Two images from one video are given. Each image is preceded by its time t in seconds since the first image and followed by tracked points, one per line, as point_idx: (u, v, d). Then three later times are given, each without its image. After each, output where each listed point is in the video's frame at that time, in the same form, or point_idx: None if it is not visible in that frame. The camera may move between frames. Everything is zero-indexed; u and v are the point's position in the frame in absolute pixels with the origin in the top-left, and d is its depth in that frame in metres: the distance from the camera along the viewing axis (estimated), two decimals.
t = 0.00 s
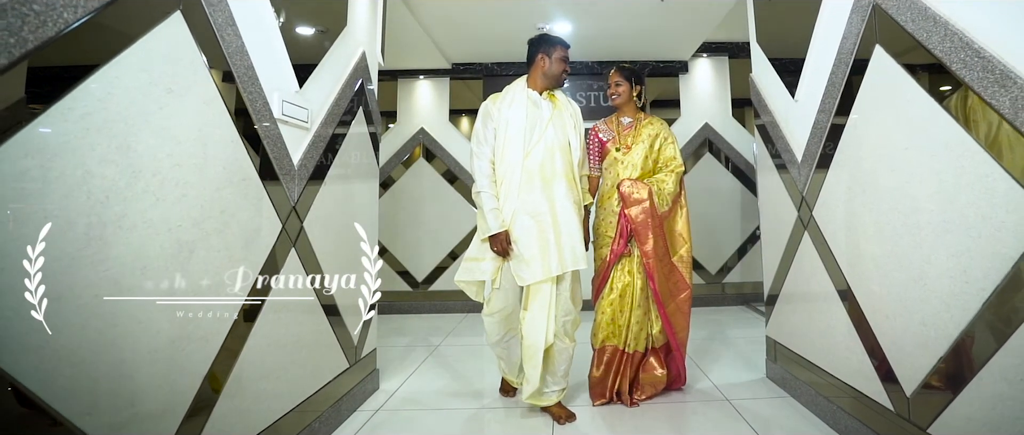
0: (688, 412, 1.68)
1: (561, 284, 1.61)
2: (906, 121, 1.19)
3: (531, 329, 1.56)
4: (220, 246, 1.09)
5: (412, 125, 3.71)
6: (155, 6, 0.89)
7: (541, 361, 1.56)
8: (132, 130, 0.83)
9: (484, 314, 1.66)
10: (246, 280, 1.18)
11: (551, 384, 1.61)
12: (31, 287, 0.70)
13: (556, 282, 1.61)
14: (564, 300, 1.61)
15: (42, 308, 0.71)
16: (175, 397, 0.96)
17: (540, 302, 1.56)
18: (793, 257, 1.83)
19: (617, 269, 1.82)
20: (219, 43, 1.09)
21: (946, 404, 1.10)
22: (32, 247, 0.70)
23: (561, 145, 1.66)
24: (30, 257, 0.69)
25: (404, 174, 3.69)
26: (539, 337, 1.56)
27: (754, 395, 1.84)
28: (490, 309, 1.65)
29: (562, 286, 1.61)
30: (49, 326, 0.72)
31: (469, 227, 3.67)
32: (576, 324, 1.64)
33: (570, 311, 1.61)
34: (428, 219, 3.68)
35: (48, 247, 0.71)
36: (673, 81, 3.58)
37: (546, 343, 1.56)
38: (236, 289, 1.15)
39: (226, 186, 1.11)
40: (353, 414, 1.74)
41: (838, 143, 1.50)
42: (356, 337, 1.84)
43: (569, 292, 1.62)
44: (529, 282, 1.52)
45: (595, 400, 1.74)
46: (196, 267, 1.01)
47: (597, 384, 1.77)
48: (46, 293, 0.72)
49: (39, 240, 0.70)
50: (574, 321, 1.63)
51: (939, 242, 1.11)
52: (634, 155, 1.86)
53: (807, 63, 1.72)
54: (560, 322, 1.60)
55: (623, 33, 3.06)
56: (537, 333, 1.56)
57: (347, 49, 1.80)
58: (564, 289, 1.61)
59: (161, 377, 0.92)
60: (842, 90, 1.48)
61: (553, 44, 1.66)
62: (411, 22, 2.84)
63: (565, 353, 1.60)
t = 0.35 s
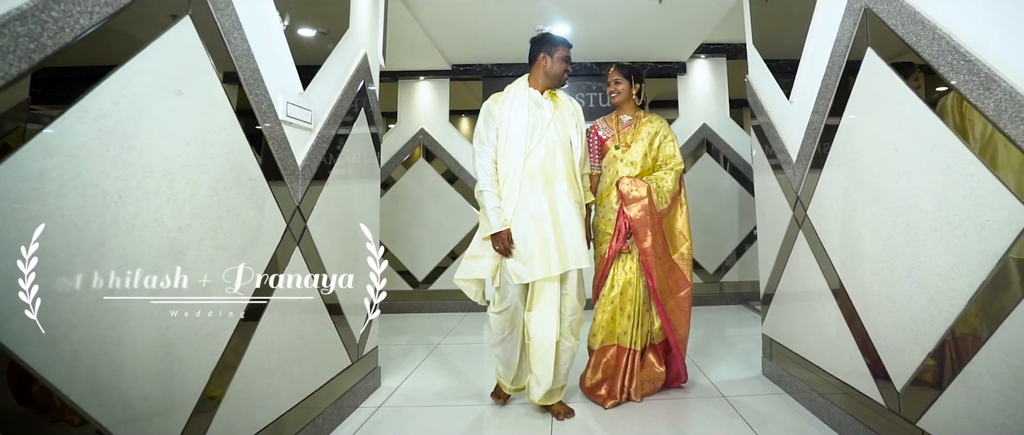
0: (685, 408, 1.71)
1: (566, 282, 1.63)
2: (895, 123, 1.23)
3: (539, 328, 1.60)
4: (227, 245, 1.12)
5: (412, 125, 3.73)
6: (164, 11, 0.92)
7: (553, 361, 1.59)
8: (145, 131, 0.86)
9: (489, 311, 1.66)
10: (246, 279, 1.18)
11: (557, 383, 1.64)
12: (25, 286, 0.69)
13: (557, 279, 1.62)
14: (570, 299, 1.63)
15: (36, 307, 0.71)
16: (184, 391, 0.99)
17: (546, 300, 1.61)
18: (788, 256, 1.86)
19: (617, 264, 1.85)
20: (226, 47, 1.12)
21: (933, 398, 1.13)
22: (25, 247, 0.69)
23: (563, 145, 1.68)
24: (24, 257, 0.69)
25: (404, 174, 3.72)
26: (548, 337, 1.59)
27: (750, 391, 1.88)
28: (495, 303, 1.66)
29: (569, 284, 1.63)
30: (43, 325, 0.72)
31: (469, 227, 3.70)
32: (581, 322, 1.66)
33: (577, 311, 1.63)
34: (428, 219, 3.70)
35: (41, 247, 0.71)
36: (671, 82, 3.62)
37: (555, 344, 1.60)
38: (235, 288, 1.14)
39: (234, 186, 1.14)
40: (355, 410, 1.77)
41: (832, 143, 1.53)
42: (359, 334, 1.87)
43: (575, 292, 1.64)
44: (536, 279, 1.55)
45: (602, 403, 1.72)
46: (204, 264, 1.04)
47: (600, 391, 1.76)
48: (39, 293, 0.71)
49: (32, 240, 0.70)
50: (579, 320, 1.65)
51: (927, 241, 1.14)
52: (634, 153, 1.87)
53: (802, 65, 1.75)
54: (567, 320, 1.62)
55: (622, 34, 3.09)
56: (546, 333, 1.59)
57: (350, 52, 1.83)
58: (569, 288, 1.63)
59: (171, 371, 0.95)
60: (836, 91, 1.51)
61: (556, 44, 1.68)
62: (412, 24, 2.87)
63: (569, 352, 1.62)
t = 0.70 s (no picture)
0: (682, 405, 1.74)
1: (568, 279, 1.66)
2: (887, 124, 1.25)
3: (543, 327, 1.62)
4: (233, 243, 1.14)
5: (413, 126, 3.76)
6: (174, 15, 0.95)
7: (559, 360, 1.62)
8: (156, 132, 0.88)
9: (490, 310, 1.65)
10: (246, 278, 1.18)
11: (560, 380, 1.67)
12: (29, 286, 0.70)
13: (557, 278, 1.63)
14: (572, 299, 1.66)
15: (40, 307, 0.71)
16: (193, 386, 1.02)
17: (547, 299, 1.63)
18: (783, 255, 1.89)
19: (616, 265, 1.85)
20: (233, 50, 1.14)
21: (922, 392, 1.16)
22: (27, 247, 0.69)
23: (563, 145, 1.70)
24: (27, 257, 0.70)
25: (404, 174, 3.74)
26: (552, 335, 1.62)
27: (746, 388, 1.91)
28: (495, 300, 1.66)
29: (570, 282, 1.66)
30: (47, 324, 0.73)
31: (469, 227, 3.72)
32: (582, 320, 1.68)
33: (579, 309, 1.66)
34: (429, 219, 3.73)
35: (43, 248, 0.71)
36: (670, 82, 3.65)
37: (558, 342, 1.62)
38: (235, 288, 1.15)
39: (240, 186, 1.16)
40: (357, 406, 1.80)
41: (825, 143, 1.56)
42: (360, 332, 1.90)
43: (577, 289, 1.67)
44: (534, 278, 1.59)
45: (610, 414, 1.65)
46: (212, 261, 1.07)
47: (604, 403, 1.70)
48: (43, 293, 0.71)
49: (34, 241, 0.70)
50: (581, 318, 1.68)
51: (915, 239, 1.17)
52: (633, 153, 1.89)
53: (796, 66, 1.79)
54: (567, 319, 1.65)
55: (621, 35, 3.12)
56: (551, 332, 1.62)
57: (352, 53, 1.86)
58: (570, 286, 1.66)
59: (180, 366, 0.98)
60: (829, 92, 1.54)
61: (557, 43, 1.71)
62: (413, 26, 2.90)
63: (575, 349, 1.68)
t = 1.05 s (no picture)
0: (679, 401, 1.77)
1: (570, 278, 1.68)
2: (877, 125, 1.29)
3: (546, 329, 1.63)
4: (241, 242, 1.18)
5: (413, 126, 3.79)
6: (185, 21, 0.98)
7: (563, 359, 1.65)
8: (168, 133, 0.92)
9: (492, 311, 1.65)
10: (246, 278, 1.19)
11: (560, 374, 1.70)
12: (32, 285, 0.71)
13: (557, 278, 1.64)
14: (572, 300, 1.69)
15: (41, 306, 0.73)
16: (202, 380, 1.05)
17: (546, 300, 1.64)
18: (778, 254, 1.93)
19: (616, 269, 1.81)
20: (241, 52, 1.18)
21: (910, 385, 1.20)
22: (31, 248, 0.71)
23: (563, 145, 1.74)
24: (31, 257, 0.71)
25: (404, 174, 3.77)
26: (556, 334, 1.64)
27: (742, 384, 1.94)
28: (495, 297, 1.68)
29: (570, 282, 1.68)
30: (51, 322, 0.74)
31: (469, 227, 3.75)
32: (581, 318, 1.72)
33: (580, 308, 1.69)
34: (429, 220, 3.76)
35: (47, 248, 0.73)
36: (669, 83, 3.68)
37: (563, 340, 1.65)
38: (234, 288, 1.15)
39: (246, 185, 1.19)
40: (360, 402, 1.83)
41: (818, 144, 1.59)
42: (363, 329, 1.93)
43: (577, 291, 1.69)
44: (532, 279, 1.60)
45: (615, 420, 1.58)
46: (220, 259, 1.10)
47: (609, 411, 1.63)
48: (47, 291, 0.73)
49: (38, 241, 0.72)
50: (579, 317, 1.70)
51: (902, 237, 1.21)
52: (632, 154, 1.90)
53: (791, 68, 1.82)
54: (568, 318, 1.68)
55: (619, 37, 3.15)
56: (552, 333, 1.64)
57: (355, 55, 1.90)
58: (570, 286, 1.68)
59: (190, 360, 1.01)
60: (822, 93, 1.57)
61: (556, 43, 1.74)
62: (414, 27, 2.93)
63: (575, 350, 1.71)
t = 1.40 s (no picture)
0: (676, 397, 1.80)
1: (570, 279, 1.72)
2: (868, 126, 1.32)
3: (547, 328, 1.66)
4: (248, 240, 1.21)
5: (414, 126, 3.82)
6: (195, 26, 1.01)
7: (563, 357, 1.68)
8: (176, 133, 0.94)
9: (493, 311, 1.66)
10: (245, 278, 1.19)
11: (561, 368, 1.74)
12: (35, 286, 0.72)
13: (556, 280, 1.66)
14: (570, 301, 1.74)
15: (45, 306, 0.73)
16: (210, 374, 1.08)
17: (547, 301, 1.66)
18: (774, 253, 1.96)
19: (616, 268, 1.82)
20: (247, 55, 1.21)
21: (900, 380, 1.23)
22: (33, 249, 0.71)
23: (563, 145, 1.76)
24: (34, 258, 0.71)
25: (405, 174, 3.80)
26: (557, 335, 1.66)
27: (738, 381, 1.97)
28: (495, 296, 1.69)
29: (571, 282, 1.73)
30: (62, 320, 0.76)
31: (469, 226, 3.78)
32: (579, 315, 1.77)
33: (579, 307, 1.76)
34: (429, 220, 3.79)
35: (50, 249, 0.73)
36: (667, 84, 3.71)
37: (564, 340, 1.67)
38: (235, 288, 1.16)
39: (252, 185, 1.22)
40: (362, 398, 1.86)
41: (813, 144, 1.62)
42: (364, 326, 1.96)
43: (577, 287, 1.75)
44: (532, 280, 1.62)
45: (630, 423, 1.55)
46: (227, 256, 1.12)
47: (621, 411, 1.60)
48: (49, 291, 0.74)
49: (41, 242, 0.72)
50: (578, 312, 1.76)
51: (893, 236, 1.24)
52: (630, 154, 1.91)
53: (786, 69, 1.85)
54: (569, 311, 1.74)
55: (618, 38, 3.18)
56: (553, 332, 1.66)
57: (357, 57, 1.93)
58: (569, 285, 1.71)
59: (199, 355, 1.04)
60: (817, 95, 1.60)
61: (554, 43, 1.76)
62: (415, 29, 2.95)
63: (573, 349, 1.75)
